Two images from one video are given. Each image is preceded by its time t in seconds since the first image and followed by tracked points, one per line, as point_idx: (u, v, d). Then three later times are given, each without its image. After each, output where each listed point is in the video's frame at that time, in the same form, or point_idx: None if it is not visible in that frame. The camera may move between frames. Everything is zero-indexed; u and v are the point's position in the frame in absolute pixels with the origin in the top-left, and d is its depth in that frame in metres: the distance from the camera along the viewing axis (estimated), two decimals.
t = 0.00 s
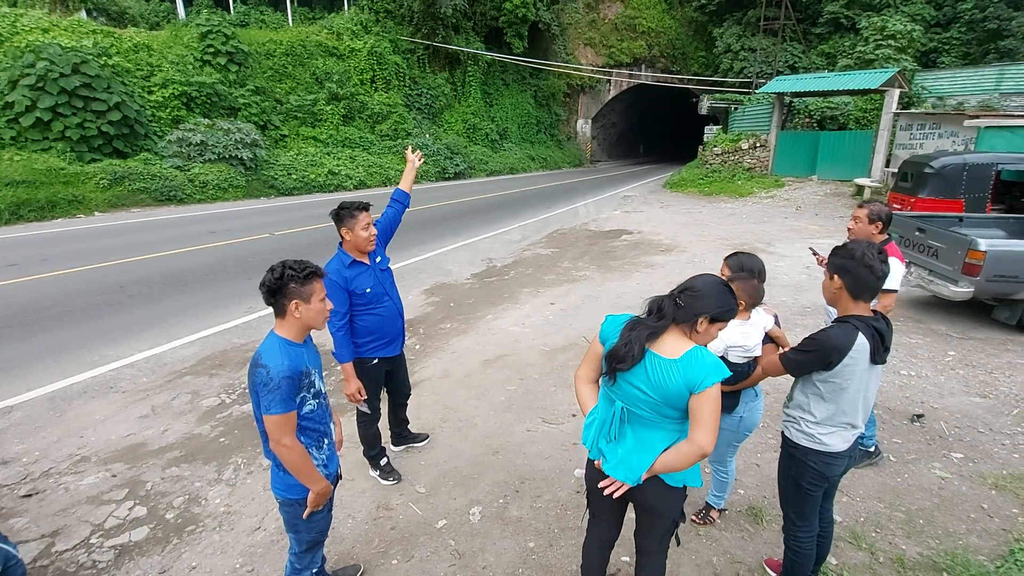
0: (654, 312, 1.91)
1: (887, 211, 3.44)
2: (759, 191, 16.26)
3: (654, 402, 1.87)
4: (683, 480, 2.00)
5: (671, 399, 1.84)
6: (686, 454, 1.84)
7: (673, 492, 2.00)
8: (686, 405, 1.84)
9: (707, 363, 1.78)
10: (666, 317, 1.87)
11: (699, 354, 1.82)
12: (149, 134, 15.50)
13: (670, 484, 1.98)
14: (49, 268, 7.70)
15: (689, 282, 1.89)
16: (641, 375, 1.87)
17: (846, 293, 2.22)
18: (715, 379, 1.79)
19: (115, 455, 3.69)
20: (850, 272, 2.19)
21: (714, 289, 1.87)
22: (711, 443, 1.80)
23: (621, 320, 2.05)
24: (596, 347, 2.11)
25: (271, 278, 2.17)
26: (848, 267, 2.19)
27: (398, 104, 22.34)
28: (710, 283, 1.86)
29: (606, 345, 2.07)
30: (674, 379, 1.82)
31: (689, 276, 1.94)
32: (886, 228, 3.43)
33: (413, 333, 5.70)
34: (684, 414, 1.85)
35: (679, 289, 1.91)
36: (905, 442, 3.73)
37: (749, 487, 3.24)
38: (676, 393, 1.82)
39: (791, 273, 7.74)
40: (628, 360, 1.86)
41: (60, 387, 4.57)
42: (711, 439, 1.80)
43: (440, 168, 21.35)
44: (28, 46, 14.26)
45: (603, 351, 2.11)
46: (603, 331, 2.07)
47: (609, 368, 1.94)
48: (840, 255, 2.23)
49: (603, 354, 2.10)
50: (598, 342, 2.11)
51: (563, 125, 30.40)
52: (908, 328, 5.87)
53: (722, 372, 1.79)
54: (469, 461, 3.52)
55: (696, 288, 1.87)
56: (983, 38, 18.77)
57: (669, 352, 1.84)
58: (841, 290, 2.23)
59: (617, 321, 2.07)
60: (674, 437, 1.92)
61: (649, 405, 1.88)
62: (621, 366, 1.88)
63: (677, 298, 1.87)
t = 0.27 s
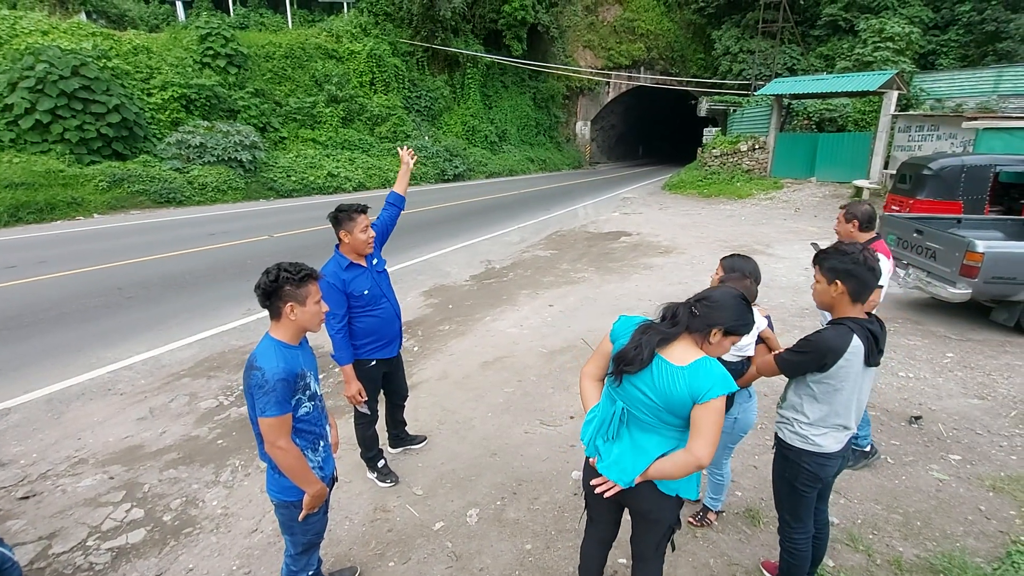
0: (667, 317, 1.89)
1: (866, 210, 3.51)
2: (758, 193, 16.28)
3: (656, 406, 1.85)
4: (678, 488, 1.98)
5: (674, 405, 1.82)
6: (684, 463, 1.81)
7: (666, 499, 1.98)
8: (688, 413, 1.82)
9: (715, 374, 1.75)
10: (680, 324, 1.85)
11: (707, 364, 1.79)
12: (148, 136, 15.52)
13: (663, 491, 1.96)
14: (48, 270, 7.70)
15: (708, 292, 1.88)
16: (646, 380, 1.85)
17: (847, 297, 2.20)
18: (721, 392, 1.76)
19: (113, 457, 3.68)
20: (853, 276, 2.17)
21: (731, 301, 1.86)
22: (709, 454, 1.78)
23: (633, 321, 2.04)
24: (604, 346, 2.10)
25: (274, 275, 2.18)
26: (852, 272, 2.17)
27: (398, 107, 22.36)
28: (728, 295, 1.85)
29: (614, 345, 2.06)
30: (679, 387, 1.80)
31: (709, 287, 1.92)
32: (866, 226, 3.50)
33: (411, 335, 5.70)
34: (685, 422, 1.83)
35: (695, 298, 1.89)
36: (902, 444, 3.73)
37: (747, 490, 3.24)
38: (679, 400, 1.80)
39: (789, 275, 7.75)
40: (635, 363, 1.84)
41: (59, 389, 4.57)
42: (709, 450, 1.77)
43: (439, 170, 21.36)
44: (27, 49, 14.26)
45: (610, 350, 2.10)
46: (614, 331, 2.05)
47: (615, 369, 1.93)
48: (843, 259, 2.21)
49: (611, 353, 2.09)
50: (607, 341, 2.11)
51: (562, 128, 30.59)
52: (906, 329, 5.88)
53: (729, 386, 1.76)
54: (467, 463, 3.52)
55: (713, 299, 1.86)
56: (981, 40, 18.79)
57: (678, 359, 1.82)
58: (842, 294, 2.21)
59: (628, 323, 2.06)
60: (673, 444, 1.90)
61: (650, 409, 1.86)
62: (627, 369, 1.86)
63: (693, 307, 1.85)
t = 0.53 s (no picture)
0: (671, 327, 1.90)
1: (840, 217, 3.55)
2: (757, 197, 16.31)
3: (652, 414, 1.84)
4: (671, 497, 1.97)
5: (670, 414, 1.81)
6: (675, 473, 1.80)
7: (655, 507, 1.95)
8: (684, 424, 1.80)
9: (714, 387, 1.74)
10: (684, 334, 1.86)
11: (707, 376, 1.79)
12: (149, 141, 15.57)
13: (652, 498, 1.94)
14: (47, 275, 7.71)
15: (715, 306, 1.90)
16: (644, 387, 1.85)
17: (835, 304, 2.21)
18: (719, 405, 1.75)
19: (110, 462, 3.68)
20: (840, 283, 2.18)
21: (736, 317, 1.87)
22: (702, 466, 1.76)
23: (637, 328, 2.05)
24: (607, 350, 2.11)
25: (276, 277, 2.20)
26: (839, 279, 2.18)
27: (397, 112, 22.41)
28: (734, 311, 1.87)
29: (616, 349, 2.07)
30: (676, 397, 1.79)
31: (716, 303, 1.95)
32: (843, 230, 3.52)
33: (409, 340, 5.71)
34: (681, 431, 1.82)
35: (701, 310, 1.91)
36: (899, 449, 3.73)
37: (743, 495, 3.24)
38: (674, 409, 1.80)
39: (788, 279, 7.76)
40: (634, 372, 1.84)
41: (57, 394, 4.58)
42: (702, 462, 1.76)
43: (439, 175, 21.40)
44: (29, 55, 14.33)
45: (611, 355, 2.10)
46: (617, 336, 2.06)
47: (615, 375, 1.92)
48: (829, 267, 2.22)
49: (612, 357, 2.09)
50: (610, 345, 2.11)
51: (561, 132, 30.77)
52: (904, 334, 5.88)
53: (727, 400, 1.75)
54: (463, 469, 3.52)
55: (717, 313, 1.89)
56: (979, 46, 18.85)
57: (679, 367, 1.82)
58: (830, 302, 2.22)
59: (633, 329, 2.06)
60: (667, 453, 1.88)
61: (647, 416, 1.85)
62: (627, 374, 1.86)
63: (698, 318, 1.87)
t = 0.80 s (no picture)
0: (671, 341, 1.91)
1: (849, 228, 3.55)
2: (755, 208, 16.36)
3: (648, 427, 1.83)
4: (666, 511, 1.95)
5: (666, 428, 1.80)
6: (668, 488, 1.79)
7: (648, 521, 1.94)
8: (679, 439, 1.79)
9: (710, 404, 1.73)
10: (684, 349, 1.85)
11: (704, 392, 1.78)
12: (150, 152, 15.65)
13: (645, 511, 1.93)
14: (46, 286, 7.71)
15: (716, 323, 1.90)
16: (641, 400, 1.84)
17: (827, 318, 2.22)
18: (715, 423, 1.74)
19: (105, 476, 3.66)
20: (832, 297, 2.18)
21: (736, 335, 1.87)
22: (695, 482, 1.75)
23: (637, 340, 2.04)
24: (606, 362, 2.10)
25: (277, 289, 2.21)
26: (831, 293, 2.18)
27: (398, 124, 22.53)
28: (734, 328, 1.86)
29: (615, 361, 2.07)
30: (672, 411, 1.78)
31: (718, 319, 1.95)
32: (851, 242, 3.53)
33: (407, 352, 5.69)
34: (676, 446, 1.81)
35: (701, 326, 1.91)
36: (898, 462, 3.71)
37: (741, 508, 3.22)
38: (669, 423, 1.79)
39: (786, 291, 7.75)
40: (633, 385, 1.83)
41: (53, 406, 4.56)
42: (695, 478, 1.75)
43: (439, 186, 21.48)
44: (32, 67, 14.46)
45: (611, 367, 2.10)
46: (617, 347, 2.06)
47: (614, 387, 1.92)
48: (820, 281, 2.22)
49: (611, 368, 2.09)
50: (609, 356, 2.11)
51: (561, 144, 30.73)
52: (903, 345, 5.87)
53: (723, 417, 1.74)
54: (460, 482, 3.49)
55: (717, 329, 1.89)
56: (973, 59, 19.04)
57: (676, 382, 1.81)
58: (823, 317, 2.22)
59: (633, 341, 2.06)
60: (661, 468, 1.87)
61: (643, 429, 1.84)
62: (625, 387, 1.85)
63: (698, 333, 1.86)
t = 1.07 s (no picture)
0: (668, 353, 1.90)
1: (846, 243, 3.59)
2: (749, 223, 16.48)
3: (645, 440, 1.81)
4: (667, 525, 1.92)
5: (662, 441, 1.78)
6: (666, 502, 1.76)
7: (648, 536, 1.92)
8: (677, 451, 1.77)
9: (706, 414, 1.72)
10: (681, 362, 1.85)
11: (700, 403, 1.76)
12: (144, 165, 15.65)
13: (645, 526, 1.90)
14: (36, 300, 7.63)
15: (711, 335, 1.90)
16: (639, 413, 1.82)
17: (823, 332, 2.21)
18: (712, 433, 1.72)
19: (92, 493, 3.59)
20: (826, 311, 2.18)
21: (732, 347, 1.87)
22: (693, 494, 1.73)
23: (634, 354, 2.04)
24: (603, 375, 2.10)
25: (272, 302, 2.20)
26: (825, 307, 2.18)
27: (393, 138, 22.59)
28: (731, 341, 1.86)
29: (612, 374, 2.06)
30: (669, 422, 1.76)
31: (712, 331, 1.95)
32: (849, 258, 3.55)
33: (402, 366, 5.65)
34: (675, 459, 1.78)
35: (697, 338, 1.91)
36: (894, 475, 3.69)
37: (739, 524, 3.18)
38: (667, 436, 1.76)
39: (781, 304, 7.77)
40: (631, 399, 1.82)
41: (40, 421, 4.48)
42: (693, 490, 1.73)
43: (434, 200, 21.54)
44: (27, 81, 14.46)
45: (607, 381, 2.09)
46: (614, 360, 2.05)
47: (611, 401, 1.90)
48: (815, 294, 2.22)
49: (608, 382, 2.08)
50: (606, 370, 2.11)
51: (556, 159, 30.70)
52: (896, 359, 5.90)
53: (720, 428, 1.72)
54: (455, 498, 3.45)
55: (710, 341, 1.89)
56: (960, 77, 19.40)
57: (673, 394, 1.79)
58: (818, 330, 2.22)
59: (629, 355, 2.05)
60: (659, 480, 1.84)
61: (641, 443, 1.82)
62: (622, 401, 1.84)
63: (694, 346, 1.86)
